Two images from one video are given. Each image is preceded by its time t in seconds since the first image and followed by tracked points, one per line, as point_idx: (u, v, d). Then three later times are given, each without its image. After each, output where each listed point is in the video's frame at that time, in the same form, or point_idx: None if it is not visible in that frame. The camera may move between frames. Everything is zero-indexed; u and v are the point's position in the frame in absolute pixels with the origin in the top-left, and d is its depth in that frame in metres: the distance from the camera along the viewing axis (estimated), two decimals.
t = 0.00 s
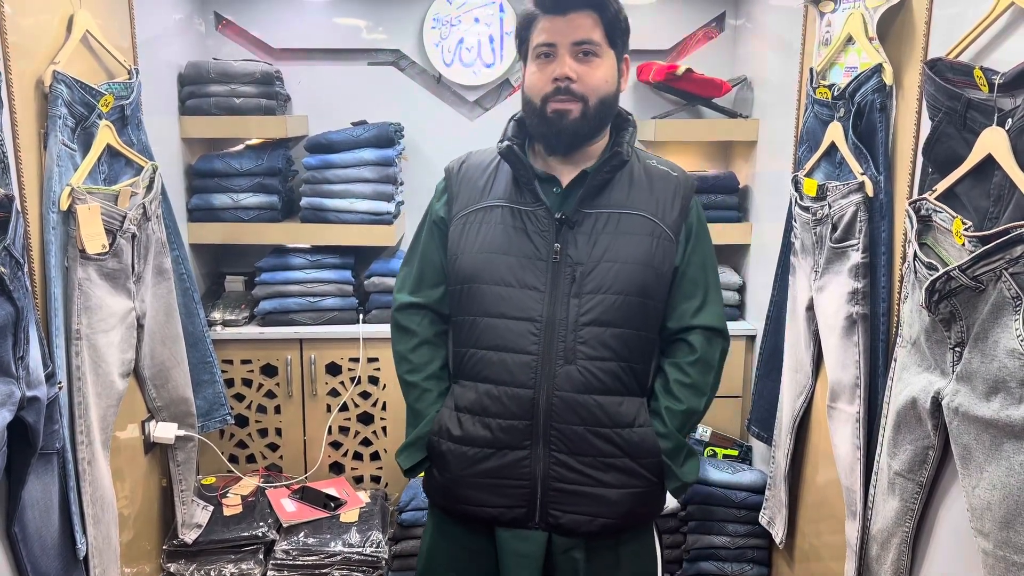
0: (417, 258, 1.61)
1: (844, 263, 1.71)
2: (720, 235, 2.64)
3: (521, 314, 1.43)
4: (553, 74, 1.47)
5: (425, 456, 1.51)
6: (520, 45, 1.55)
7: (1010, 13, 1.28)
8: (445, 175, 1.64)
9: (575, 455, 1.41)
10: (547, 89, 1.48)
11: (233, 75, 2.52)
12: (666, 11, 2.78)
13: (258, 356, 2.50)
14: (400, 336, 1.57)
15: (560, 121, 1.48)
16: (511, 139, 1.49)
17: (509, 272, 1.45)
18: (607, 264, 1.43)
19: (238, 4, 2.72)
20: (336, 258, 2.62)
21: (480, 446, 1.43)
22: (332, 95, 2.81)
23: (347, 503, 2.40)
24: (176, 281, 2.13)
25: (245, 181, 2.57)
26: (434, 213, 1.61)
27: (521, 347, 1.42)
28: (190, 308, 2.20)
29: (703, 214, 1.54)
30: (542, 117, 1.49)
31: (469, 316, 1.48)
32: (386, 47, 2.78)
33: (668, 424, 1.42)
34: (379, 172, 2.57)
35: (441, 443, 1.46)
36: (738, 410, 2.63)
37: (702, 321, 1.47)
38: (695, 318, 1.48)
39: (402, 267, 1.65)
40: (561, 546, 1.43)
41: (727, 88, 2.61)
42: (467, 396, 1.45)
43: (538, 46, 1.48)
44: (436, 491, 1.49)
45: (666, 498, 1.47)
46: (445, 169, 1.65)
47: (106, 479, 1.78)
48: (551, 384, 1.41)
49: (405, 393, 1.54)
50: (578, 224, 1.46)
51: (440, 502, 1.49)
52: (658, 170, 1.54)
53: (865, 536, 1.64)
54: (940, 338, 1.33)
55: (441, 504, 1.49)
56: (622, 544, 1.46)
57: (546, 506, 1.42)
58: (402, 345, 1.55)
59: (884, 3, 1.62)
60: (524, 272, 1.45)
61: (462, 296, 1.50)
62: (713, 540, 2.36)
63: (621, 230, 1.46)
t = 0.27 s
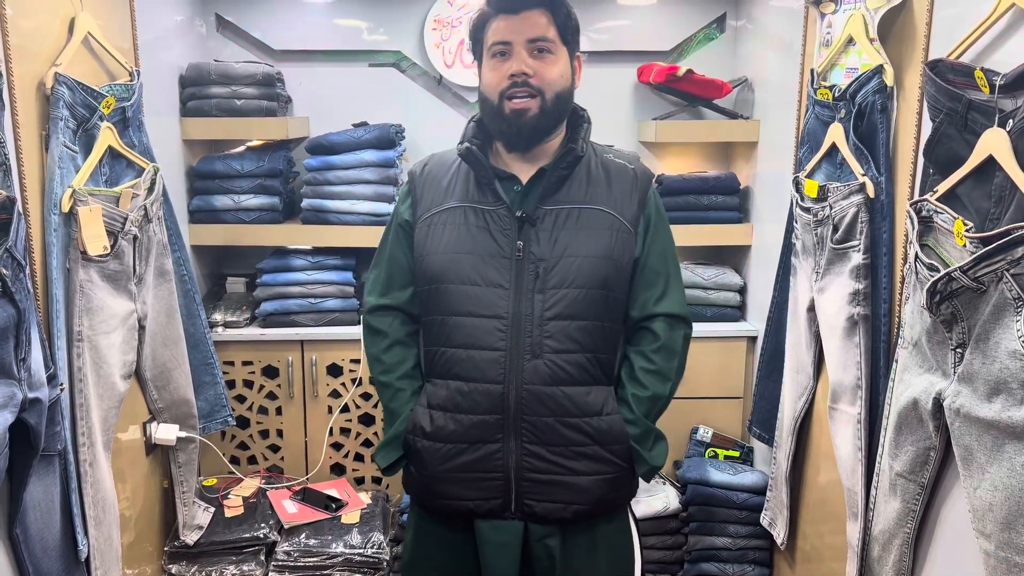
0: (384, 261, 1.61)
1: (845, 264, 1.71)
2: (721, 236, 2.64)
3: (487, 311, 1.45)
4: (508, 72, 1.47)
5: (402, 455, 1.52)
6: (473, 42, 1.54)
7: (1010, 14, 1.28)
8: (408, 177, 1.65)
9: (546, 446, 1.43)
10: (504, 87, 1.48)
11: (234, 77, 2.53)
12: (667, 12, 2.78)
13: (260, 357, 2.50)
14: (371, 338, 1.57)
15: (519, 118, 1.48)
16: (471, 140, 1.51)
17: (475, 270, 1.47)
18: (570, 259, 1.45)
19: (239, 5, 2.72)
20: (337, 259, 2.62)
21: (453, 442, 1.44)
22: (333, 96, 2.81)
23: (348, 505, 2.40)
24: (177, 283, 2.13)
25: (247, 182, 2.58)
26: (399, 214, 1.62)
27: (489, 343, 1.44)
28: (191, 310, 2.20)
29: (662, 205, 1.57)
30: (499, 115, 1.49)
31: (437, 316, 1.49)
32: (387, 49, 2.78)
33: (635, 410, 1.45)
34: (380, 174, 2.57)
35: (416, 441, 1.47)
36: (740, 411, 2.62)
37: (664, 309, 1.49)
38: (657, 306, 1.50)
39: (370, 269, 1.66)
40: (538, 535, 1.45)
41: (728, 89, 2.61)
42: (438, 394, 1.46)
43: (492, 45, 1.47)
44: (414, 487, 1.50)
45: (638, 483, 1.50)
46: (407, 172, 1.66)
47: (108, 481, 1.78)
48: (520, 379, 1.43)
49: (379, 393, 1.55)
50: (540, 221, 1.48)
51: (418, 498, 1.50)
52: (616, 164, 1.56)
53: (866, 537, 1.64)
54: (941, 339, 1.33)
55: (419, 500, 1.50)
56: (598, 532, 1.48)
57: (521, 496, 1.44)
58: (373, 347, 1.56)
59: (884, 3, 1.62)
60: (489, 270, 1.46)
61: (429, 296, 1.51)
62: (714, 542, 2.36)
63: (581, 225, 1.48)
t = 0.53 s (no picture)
0: (358, 267, 1.64)
1: (847, 265, 1.71)
2: (723, 237, 2.64)
3: (468, 312, 1.50)
4: (473, 79, 1.54)
5: (388, 457, 1.55)
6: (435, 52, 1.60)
7: (1012, 15, 1.28)
8: (376, 184, 1.67)
9: (530, 437, 1.50)
10: (469, 94, 1.55)
11: (236, 78, 2.53)
12: (668, 13, 2.78)
13: (261, 359, 2.50)
14: (349, 345, 1.60)
15: (487, 122, 1.55)
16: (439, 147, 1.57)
17: (453, 272, 1.52)
18: (545, 257, 1.52)
19: (240, 7, 2.72)
20: (339, 260, 2.62)
21: (440, 441, 1.48)
22: (335, 97, 2.81)
23: (350, 506, 2.39)
24: (178, 284, 2.14)
25: (248, 183, 2.58)
26: (370, 221, 1.64)
27: (472, 343, 1.49)
28: (193, 311, 2.20)
29: (626, 199, 1.66)
30: (467, 121, 1.56)
31: (418, 319, 1.53)
32: (388, 50, 2.78)
33: (614, 397, 1.53)
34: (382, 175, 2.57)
35: (402, 442, 1.50)
36: (741, 412, 2.62)
37: (633, 298, 1.58)
38: (627, 296, 1.59)
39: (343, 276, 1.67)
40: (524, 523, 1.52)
41: (729, 90, 2.61)
42: (423, 395, 1.51)
43: (455, 54, 1.54)
44: (402, 489, 1.53)
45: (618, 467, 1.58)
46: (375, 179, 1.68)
47: (109, 482, 1.78)
48: (503, 375, 1.49)
49: (361, 398, 1.57)
50: (513, 222, 1.54)
51: (408, 499, 1.54)
52: (581, 162, 1.65)
53: (868, 538, 1.64)
54: (943, 340, 1.33)
55: (409, 500, 1.53)
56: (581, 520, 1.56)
57: (509, 488, 1.50)
58: (352, 353, 1.59)
59: (886, 5, 1.62)
60: (468, 272, 1.52)
61: (408, 300, 1.55)
62: (716, 543, 2.36)
63: (552, 224, 1.55)
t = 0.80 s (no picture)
0: (342, 276, 1.63)
1: (848, 266, 1.71)
2: (724, 238, 2.64)
3: (463, 313, 1.52)
4: (455, 83, 1.55)
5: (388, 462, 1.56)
6: (411, 57, 1.61)
7: (1014, 16, 1.28)
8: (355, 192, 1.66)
9: (529, 431, 1.54)
10: (451, 98, 1.56)
11: (237, 80, 2.53)
12: (669, 13, 2.78)
13: (262, 360, 2.50)
14: (338, 354, 1.60)
15: (469, 126, 1.57)
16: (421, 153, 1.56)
17: (446, 275, 1.53)
18: (535, 255, 1.56)
19: (241, 8, 2.73)
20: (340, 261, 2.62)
21: (441, 441, 1.51)
22: (335, 98, 2.81)
23: (351, 507, 2.39)
24: (179, 285, 2.14)
25: (250, 185, 2.58)
26: (351, 229, 1.63)
27: (469, 343, 1.52)
28: (194, 312, 2.20)
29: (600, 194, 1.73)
30: (448, 124, 1.57)
31: (412, 323, 1.54)
32: (389, 51, 2.78)
33: (603, 385, 1.62)
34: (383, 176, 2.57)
35: (403, 446, 1.52)
36: (743, 413, 2.62)
37: (614, 289, 1.66)
38: (608, 288, 1.67)
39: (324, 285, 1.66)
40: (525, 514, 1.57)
41: (730, 91, 2.61)
42: (422, 398, 1.53)
43: (436, 57, 1.55)
44: (404, 492, 1.55)
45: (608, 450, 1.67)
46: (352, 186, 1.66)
47: (110, 483, 1.78)
48: (501, 372, 1.52)
49: (355, 406, 1.58)
50: (500, 222, 1.57)
51: (411, 501, 1.56)
52: (556, 160, 1.70)
53: (870, 540, 1.63)
54: (944, 341, 1.33)
55: (412, 503, 1.56)
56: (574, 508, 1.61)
57: (511, 482, 1.54)
58: (342, 362, 1.59)
59: (887, 6, 1.62)
60: (459, 274, 1.53)
61: (400, 305, 1.56)
62: (717, 544, 2.36)
63: (538, 222, 1.60)
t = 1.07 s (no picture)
0: (339, 283, 1.62)
1: (849, 267, 1.71)
2: (725, 239, 2.64)
3: (468, 313, 1.53)
4: (443, 90, 1.57)
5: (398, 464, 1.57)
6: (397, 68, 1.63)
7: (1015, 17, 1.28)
8: (347, 200, 1.65)
9: (536, 423, 1.56)
10: (439, 105, 1.57)
11: (238, 81, 2.53)
12: (670, 15, 2.78)
13: (263, 361, 2.50)
14: (340, 361, 1.59)
15: (458, 132, 1.58)
16: (415, 157, 1.56)
17: (449, 276, 1.54)
18: (535, 251, 1.59)
19: (243, 9, 2.73)
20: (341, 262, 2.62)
21: (452, 440, 1.52)
22: (337, 100, 2.81)
23: (352, 508, 2.39)
24: (181, 286, 2.14)
25: (251, 186, 2.58)
26: (347, 236, 1.62)
27: (475, 342, 1.53)
28: (195, 313, 2.20)
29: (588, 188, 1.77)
30: (439, 131, 1.58)
31: (417, 325, 1.55)
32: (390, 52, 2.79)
33: (601, 372, 1.67)
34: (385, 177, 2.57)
35: (414, 447, 1.53)
36: (744, 414, 2.62)
37: (606, 279, 1.70)
38: (601, 278, 1.70)
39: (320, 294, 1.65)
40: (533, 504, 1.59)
41: (730, 92, 2.62)
42: (431, 400, 1.53)
43: (423, 66, 1.57)
44: (416, 494, 1.56)
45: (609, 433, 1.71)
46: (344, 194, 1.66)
47: (112, 484, 1.78)
48: (508, 368, 1.54)
49: (361, 411, 1.58)
50: (499, 221, 1.59)
51: (423, 502, 1.56)
52: (545, 157, 1.73)
53: (871, 541, 1.63)
54: (946, 342, 1.33)
55: (424, 503, 1.56)
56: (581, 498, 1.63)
57: (521, 476, 1.56)
58: (345, 368, 1.59)
59: (887, 7, 1.63)
60: (463, 274, 1.54)
61: (403, 308, 1.56)
62: (718, 545, 2.36)
63: (535, 219, 1.62)
